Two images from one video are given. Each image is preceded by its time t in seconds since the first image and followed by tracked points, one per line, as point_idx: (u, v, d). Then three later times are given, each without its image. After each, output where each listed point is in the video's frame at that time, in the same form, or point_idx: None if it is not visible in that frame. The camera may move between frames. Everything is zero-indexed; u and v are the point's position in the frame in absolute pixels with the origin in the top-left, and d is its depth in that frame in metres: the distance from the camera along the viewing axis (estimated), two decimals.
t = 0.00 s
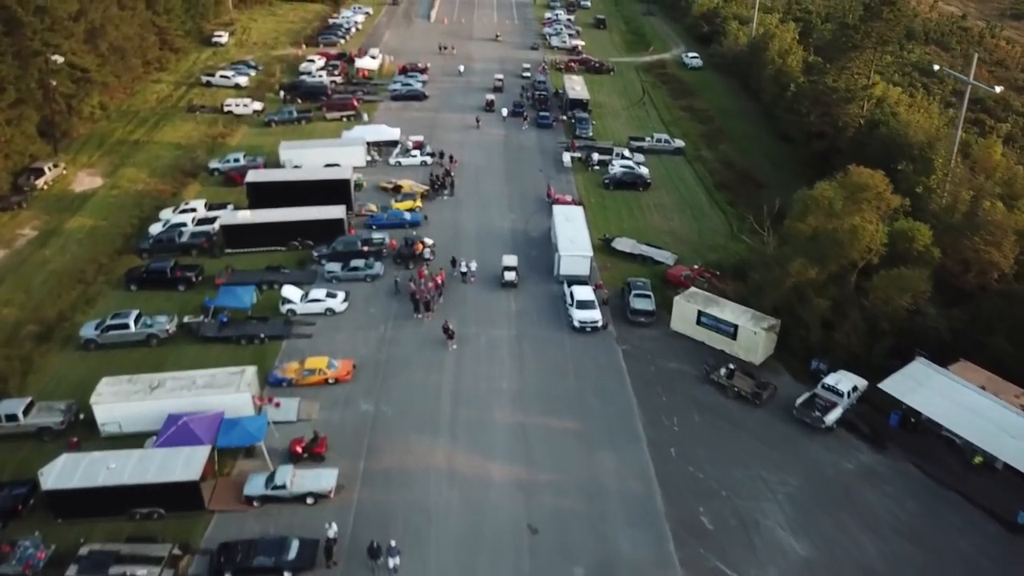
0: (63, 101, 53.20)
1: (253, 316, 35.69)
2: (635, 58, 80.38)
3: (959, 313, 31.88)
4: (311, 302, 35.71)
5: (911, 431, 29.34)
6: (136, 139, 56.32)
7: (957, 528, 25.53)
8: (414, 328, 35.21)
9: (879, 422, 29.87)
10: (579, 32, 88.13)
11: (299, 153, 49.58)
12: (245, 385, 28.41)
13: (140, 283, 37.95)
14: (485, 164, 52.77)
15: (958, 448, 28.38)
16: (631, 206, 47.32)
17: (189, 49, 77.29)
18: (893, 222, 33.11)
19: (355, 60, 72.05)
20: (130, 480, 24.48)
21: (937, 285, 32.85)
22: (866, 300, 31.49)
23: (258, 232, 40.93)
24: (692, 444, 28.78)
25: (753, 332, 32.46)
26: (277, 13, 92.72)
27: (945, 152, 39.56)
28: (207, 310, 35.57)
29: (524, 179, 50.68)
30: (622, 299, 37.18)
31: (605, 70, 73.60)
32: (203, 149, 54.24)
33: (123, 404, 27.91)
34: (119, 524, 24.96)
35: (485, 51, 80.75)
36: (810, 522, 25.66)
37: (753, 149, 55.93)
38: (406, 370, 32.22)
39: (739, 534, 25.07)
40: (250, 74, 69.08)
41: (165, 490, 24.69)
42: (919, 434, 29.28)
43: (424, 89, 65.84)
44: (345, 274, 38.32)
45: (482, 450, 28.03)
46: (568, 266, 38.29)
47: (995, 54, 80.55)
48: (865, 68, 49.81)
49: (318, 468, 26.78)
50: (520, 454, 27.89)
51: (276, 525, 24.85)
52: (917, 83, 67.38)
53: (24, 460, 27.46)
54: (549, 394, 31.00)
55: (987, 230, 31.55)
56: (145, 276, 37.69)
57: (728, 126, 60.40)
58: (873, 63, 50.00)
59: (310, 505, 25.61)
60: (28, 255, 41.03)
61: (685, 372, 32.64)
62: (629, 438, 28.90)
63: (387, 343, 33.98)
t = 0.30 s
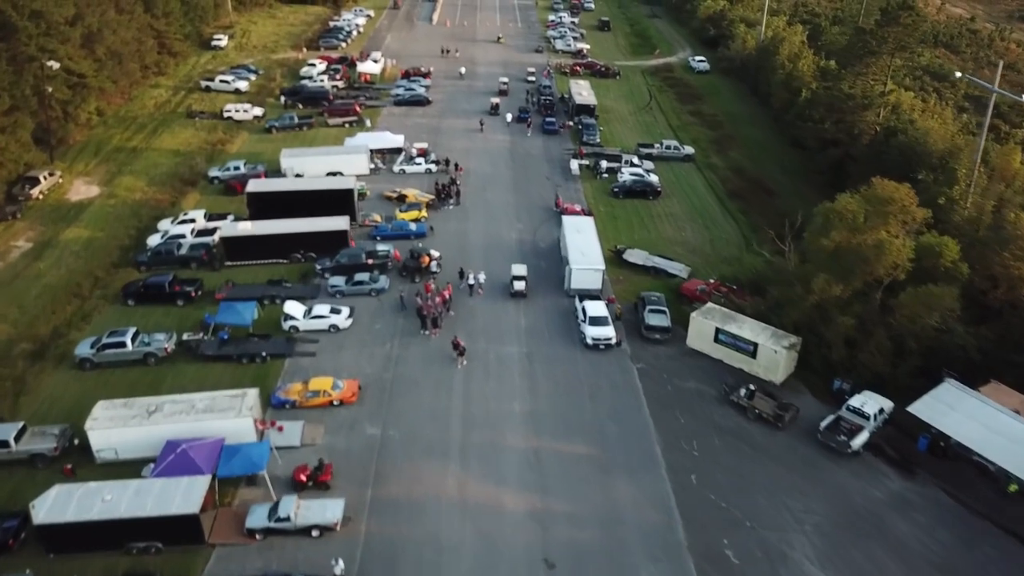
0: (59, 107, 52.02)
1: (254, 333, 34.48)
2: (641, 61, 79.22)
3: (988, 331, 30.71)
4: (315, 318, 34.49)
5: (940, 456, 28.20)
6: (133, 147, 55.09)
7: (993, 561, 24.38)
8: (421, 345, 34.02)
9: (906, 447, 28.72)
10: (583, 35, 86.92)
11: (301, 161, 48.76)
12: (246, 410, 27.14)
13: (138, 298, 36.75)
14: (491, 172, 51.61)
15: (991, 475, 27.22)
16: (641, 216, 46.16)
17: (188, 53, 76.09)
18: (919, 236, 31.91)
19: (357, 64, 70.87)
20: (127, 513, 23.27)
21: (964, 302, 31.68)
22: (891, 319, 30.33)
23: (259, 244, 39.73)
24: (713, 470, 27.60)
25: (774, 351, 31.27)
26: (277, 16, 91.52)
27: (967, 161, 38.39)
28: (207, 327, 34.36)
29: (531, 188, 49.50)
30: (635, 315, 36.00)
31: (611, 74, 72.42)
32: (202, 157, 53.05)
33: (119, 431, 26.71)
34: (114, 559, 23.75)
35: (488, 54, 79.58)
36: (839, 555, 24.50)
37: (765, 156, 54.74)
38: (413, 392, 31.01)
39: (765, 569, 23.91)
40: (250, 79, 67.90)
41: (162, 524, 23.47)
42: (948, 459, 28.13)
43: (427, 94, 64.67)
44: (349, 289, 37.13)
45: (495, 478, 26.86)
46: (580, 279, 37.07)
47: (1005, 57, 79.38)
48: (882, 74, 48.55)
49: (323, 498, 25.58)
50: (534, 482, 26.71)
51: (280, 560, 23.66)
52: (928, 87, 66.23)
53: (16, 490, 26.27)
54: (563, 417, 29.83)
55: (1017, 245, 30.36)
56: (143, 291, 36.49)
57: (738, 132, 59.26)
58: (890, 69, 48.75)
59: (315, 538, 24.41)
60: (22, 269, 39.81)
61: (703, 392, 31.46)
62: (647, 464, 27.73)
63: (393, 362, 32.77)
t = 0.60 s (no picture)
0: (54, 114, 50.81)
1: (256, 351, 33.29)
2: (646, 64, 78.06)
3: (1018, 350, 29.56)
4: (319, 336, 33.30)
5: (972, 483, 27.08)
6: (131, 154, 53.88)
7: None
8: (429, 364, 32.83)
9: (936, 473, 27.59)
10: (587, 38, 85.71)
11: (302, 170, 47.71)
12: (248, 436, 25.96)
13: (135, 314, 35.56)
14: (497, 180, 50.44)
15: None
16: (652, 226, 45.00)
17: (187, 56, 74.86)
18: (946, 252, 30.68)
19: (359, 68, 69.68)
20: (122, 550, 22.07)
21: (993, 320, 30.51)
22: (918, 338, 29.17)
23: (260, 257, 38.53)
24: (736, 498, 26.45)
25: (796, 371, 30.14)
26: (277, 19, 90.31)
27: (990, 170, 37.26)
28: (207, 345, 33.18)
29: (539, 197, 48.33)
30: (649, 331, 34.82)
31: (616, 78, 71.27)
32: (201, 164, 51.84)
33: (114, 459, 25.51)
34: None
35: (492, 58, 78.41)
36: None
37: (776, 163, 53.57)
38: (422, 414, 29.79)
39: None
40: (249, 84, 66.70)
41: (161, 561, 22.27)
42: (980, 486, 27.02)
43: (430, 99, 63.48)
44: (354, 304, 35.94)
45: (508, 507, 25.68)
46: (592, 294, 35.89)
47: (1016, 61, 78.29)
48: (898, 81, 47.38)
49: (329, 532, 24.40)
50: (549, 512, 25.51)
51: None
52: (940, 91, 65.10)
53: (8, 521, 25.08)
54: (577, 441, 28.64)
55: None
56: (141, 307, 35.31)
57: (747, 138, 58.12)
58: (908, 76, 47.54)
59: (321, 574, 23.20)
60: (15, 282, 38.59)
61: (722, 414, 30.31)
62: (667, 492, 26.56)
63: (400, 382, 31.58)
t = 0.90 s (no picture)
0: (49, 122, 49.61)
1: (256, 371, 32.11)
2: (652, 68, 76.92)
3: None
4: (322, 355, 32.09)
5: (1006, 511, 25.94)
6: (128, 162, 52.68)
7: None
8: (436, 383, 31.63)
9: (968, 501, 26.42)
10: (592, 41, 84.56)
11: (304, 178, 46.69)
12: (249, 464, 24.78)
13: (131, 331, 34.37)
14: (503, 188, 49.28)
15: None
16: (663, 237, 43.84)
17: (185, 60, 73.67)
18: (976, 269, 29.42)
19: (360, 72, 68.51)
20: None
21: None
22: (948, 359, 27.96)
23: (260, 271, 37.35)
24: (760, 529, 25.27)
25: (819, 393, 28.98)
26: (277, 22, 89.12)
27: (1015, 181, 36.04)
28: (206, 365, 31.99)
29: (546, 206, 47.14)
30: (664, 348, 33.66)
31: (622, 82, 70.10)
32: (200, 173, 50.64)
33: (109, 489, 24.33)
34: None
35: (495, 61, 77.25)
36: None
37: (788, 171, 52.39)
38: (430, 439, 28.58)
39: None
40: (249, 89, 65.52)
41: None
42: (1014, 515, 25.88)
43: (433, 104, 62.33)
44: (358, 320, 34.76)
45: (522, 539, 24.52)
46: (604, 309, 34.70)
47: None
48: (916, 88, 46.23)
49: (335, 568, 23.16)
50: (565, 544, 24.34)
51: None
52: (953, 96, 63.96)
53: None
54: (593, 466, 27.47)
55: None
56: (137, 324, 34.13)
57: (758, 144, 56.93)
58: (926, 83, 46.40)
59: None
60: (8, 297, 37.41)
61: (742, 438, 29.14)
62: (688, 523, 25.39)
63: (407, 403, 30.39)
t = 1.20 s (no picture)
0: (42, 130, 48.42)
1: (256, 392, 30.94)
2: (658, 72, 75.79)
3: None
4: (324, 375, 30.89)
5: None
6: (125, 170, 51.48)
7: None
8: (444, 405, 30.43)
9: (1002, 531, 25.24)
10: (596, 45, 83.42)
11: (305, 188, 45.53)
12: (249, 496, 23.58)
13: (126, 349, 33.17)
14: (509, 197, 48.12)
15: None
16: (674, 248, 42.68)
17: (184, 65, 72.50)
18: (1005, 288, 28.22)
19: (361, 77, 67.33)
20: None
21: None
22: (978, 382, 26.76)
23: (261, 286, 36.18)
24: (785, 562, 24.09)
25: (842, 416, 27.85)
26: (276, 25, 87.96)
27: None
28: (204, 386, 30.80)
29: (553, 216, 45.96)
30: (679, 367, 32.51)
31: (628, 87, 68.95)
32: (198, 181, 49.47)
33: (101, 523, 23.12)
34: None
35: (498, 65, 76.09)
36: None
37: (800, 179, 51.25)
38: (437, 466, 27.40)
39: None
40: (248, 94, 64.36)
41: None
42: None
43: (436, 110, 61.17)
44: (361, 337, 33.57)
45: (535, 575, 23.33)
46: (616, 326, 33.50)
47: None
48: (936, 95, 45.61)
49: None
50: None
51: None
52: (966, 100, 62.77)
53: None
54: (609, 496, 26.30)
55: None
56: (133, 341, 32.95)
57: (768, 151, 55.81)
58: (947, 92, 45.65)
59: None
60: None
61: (763, 463, 27.98)
62: (709, 556, 24.21)
63: (413, 427, 29.21)
